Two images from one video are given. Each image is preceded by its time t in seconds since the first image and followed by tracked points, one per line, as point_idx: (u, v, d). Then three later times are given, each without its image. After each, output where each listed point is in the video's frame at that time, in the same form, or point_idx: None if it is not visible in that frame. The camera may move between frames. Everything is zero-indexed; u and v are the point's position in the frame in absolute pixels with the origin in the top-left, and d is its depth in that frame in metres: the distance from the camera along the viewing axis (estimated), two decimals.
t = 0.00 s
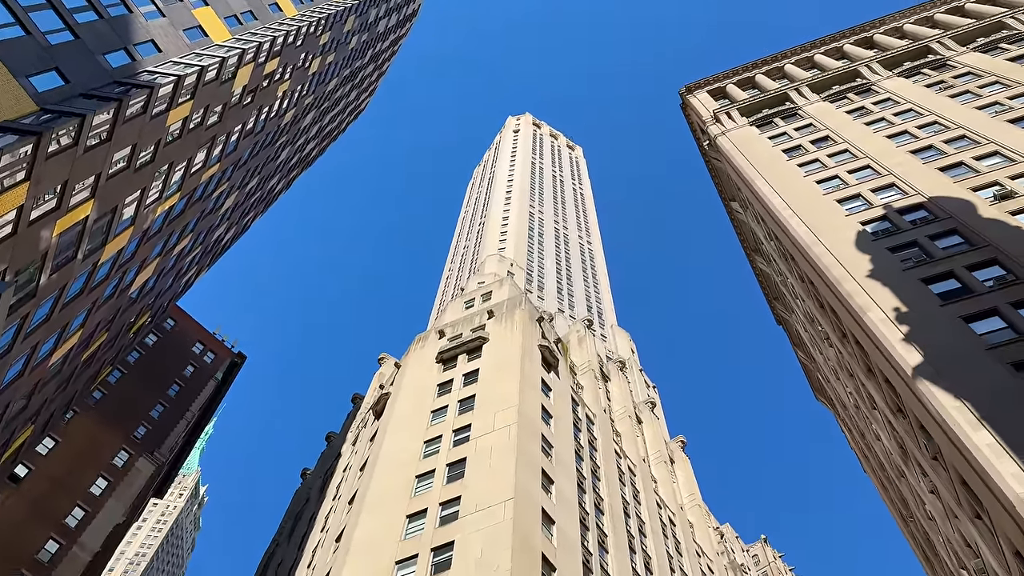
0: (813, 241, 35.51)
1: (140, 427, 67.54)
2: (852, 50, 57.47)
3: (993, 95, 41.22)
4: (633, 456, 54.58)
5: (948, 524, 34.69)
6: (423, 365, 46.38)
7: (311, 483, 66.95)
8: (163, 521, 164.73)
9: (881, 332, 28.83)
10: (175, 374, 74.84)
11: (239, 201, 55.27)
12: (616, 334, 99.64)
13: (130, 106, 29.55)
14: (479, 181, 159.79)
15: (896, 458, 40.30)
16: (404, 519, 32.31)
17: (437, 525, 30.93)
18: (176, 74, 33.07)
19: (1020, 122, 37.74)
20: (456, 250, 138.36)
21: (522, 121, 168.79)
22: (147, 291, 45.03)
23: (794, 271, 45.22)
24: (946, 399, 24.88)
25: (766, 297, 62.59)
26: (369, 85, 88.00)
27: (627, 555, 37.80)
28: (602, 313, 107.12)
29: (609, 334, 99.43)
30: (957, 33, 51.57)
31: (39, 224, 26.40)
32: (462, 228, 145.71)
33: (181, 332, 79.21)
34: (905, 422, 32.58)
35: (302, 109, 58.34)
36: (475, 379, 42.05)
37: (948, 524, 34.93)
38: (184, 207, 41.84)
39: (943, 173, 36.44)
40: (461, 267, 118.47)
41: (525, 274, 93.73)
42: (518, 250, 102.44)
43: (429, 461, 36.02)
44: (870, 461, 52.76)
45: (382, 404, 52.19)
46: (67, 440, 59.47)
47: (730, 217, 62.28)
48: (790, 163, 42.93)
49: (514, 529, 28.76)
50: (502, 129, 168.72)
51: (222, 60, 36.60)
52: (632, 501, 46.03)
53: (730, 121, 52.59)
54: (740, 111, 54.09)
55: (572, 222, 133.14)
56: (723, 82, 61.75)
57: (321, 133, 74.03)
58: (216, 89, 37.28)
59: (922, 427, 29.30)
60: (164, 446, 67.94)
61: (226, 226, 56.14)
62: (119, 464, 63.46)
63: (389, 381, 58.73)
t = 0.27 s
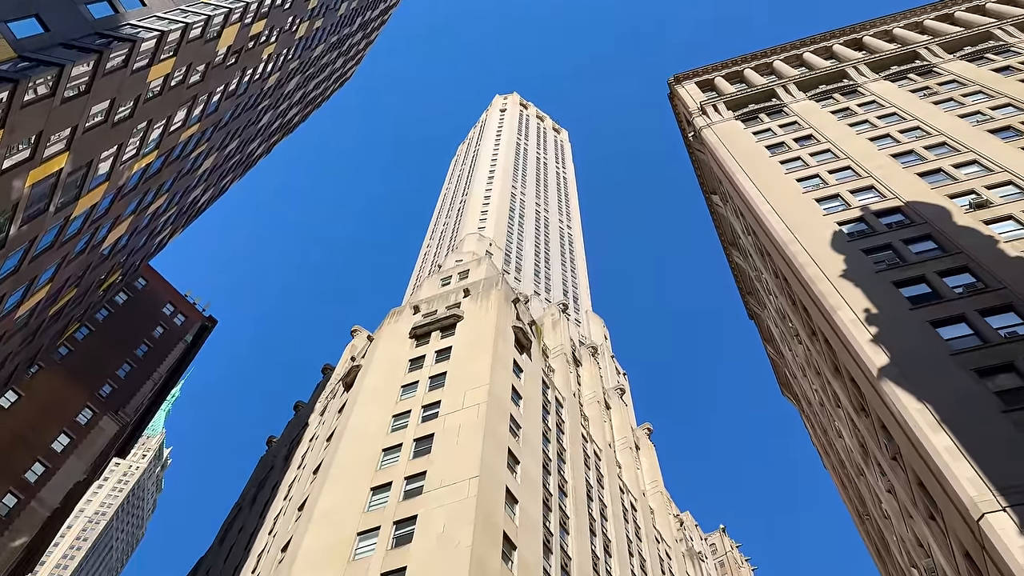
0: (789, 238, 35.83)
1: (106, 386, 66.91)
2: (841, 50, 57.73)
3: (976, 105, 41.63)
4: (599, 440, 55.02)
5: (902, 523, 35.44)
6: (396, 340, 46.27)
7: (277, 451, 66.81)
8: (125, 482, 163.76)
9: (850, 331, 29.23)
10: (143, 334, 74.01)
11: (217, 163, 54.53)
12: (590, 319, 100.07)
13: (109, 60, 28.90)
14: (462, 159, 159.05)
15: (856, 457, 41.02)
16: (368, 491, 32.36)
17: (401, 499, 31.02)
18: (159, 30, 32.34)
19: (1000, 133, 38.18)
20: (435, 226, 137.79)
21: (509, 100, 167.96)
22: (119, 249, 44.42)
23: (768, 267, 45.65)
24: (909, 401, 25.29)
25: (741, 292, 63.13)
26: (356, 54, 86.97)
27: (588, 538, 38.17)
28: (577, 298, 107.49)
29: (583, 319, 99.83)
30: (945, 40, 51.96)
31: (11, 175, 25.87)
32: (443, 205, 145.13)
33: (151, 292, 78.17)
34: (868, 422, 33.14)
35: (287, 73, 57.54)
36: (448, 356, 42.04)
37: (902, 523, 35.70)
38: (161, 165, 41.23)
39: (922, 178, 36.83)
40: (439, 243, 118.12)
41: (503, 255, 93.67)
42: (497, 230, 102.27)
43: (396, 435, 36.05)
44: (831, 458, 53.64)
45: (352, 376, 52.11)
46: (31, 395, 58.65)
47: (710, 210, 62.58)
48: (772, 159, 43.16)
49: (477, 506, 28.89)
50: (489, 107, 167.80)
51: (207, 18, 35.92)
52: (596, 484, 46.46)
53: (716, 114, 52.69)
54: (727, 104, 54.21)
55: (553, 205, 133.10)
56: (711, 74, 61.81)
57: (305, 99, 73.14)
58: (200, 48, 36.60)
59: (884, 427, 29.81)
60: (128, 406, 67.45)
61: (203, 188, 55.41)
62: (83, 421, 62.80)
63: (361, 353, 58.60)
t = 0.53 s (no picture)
0: (769, 220, 36.04)
1: (76, 335, 66.44)
2: (831, 36, 57.67)
3: (961, 97, 41.85)
4: (570, 413, 55.46)
5: (862, 506, 36.20)
6: (372, 304, 46.14)
7: (248, 409, 66.68)
8: (93, 434, 163.01)
9: (823, 316, 29.56)
10: (117, 285, 73.20)
11: (197, 117, 53.64)
12: (567, 292, 100.35)
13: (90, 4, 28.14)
14: (447, 125, 157.78)
15: (821, 440, 41.72)
16: (338, 453, 32.43)
17: (371, 462, 31.14)
18: None
19: (982, 127, 38.46)
20: (417, 192, 136.89)
21: (498, 68, 166.41)
22: (94, 199, 43.78)
23: (747, 249, 45.94)
24: (876, 387, 25.68)
25: (718, 273, 63.53)
26: (344, 13, 85.56)
27: (555, 508, 38.62)
28: (556, 272, 107.65)
29: (561, 293, 100.08)
30: (935, 31, 52.04)
31: None
32: (426, 171, 144.21)
33: (126, 243, 77.07)
34: (834, 406, 33.67)
35: (272, 28, 56.49)
36: (424, 323, 42.02)
37: (862, 506, 36.47)
38: (140, 115, 40.53)
39: (902, 168, 37.08)
40: (420, 210, 117.50)
41: (484, 224, 93.38)
42: (479, 199, 101.81)
43: (369, 399, 36.09)
44: (797, 439, 54.53)
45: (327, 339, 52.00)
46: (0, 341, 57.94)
47: (693, 189, 62.69)
48: (757, 141, 43.22)
49: (446, 473, 29.05)
50: (477, 74, 166.21)
51: None
52: (565, 456, 46.91)
53: (704, 93, 52.58)
54: (715, 84, 54.07)
55: (536, 177, 132.63)
56: (701, 53, 61.57)
57: (290, 56, 71.95)
58: None
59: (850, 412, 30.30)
60: (99, 358, 67.13)
61: (182, 141, 54.54)
62: (52, 370, 62.43)
63: (337, 316, 58.41)
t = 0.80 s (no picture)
0: (752, 188, 36.12)
1: (51, 278, 65.65)
2: (825, 4, 57.22)
3: (949, 72, 41.83)
4: (547, 372, 55.89)
5: (828, 472, 37.03)
6: (353, 257, 45.93)
7: (225, 358, 66.57)
8: (66, 377, 162.23)
9: (800, 285, 29.84)
10: (93, 228, 72.17)
11: (178, 59, 52.49)
12: (549, 253, 100.39)
13: None
14: (434, 79, 155.68)
15: (792, 406, 42.46)
16: (314, 404, 32.52)
17: (347, 414, 31.29)
18: None
19: (968, 102, 38.54)
20: (401, 145, 135.54)
21: (487, 22, 163.86)
22: (71, 139, 42.93)
23: (729, 215, 46.10)
24: (849, 357, 26.05)
25: (700, 239, 63.76)
26: None
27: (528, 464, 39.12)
28: (538, 232, 107.53)
29: (542, 253, 100.10)
30: (928, 3, 51.75)
31: None
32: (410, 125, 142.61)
33: (103, 185, 75.68)
34: (806, 373, 34.20)
35: None
36: (404, 278, 41.92)
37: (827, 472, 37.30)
38: (119, 55, 39.62)
39: (887, 140, 37.17)
40: (404, 164, 116.47)
41: (468, 181, 92.79)
42: (464, 155, 101.02)
43: (347, 351, 36.12)
44: (768, 405, 55.43)
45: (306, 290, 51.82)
46: None
47: (678, 154, 62.55)
48: (744, 107, 43.07)
49: (422, 427, 29.27)
50: (466, 28, 163.61)
51: None
52: (540, 414, 47.40)
53: (694, 56, 52.17)
54: (705, 47, 53.64)
55: (522, 135, 131.62)
56: (693, 15, 60.91)
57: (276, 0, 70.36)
58: None
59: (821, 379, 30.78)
60: (74, 302, 66.46)
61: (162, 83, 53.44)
62: (26, 311, 61.42)
63: (316, 268, 58.13)
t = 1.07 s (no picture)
0: (741, 139, 35.96)
1: (30, 212, 64.68)
2: None
3: (943, 27, 41.47)
4: (529, 320, 56.15)
5: (802, 423, 37.77)
6: (337, 199, 45.52)
7: (207, 298, 66.31)
8: (46, 314, 161.06)
9: (783, 238, 29.96)
10: (72, 163, 70.94)
11: None
12: (534, 201, 99.95)
13: None
14: (423, 20, 152.47)
15: (770, 358, 43.03)
16: (297, 346, 32.56)
17: (330, 356, 31.39)
18: None
19: (960, 59, 38.33)
20: (387, 87, 133.33)
21: None
22: (48, 70, 41.87)
23: (716, 167, 45.99)
24: (828, 311, 26.33)
25: (686, 190, 63.64)
26: None
27: (508, 410, 39.59)
28: (524, 179, 106.82)
29: (528, 201, 99.62)
30: None
31: None
32: (397, 66, 140.08)
33: (83, 119, 74.24)
34: (786, 326, 34.58)
35: None
36: (389, 222, 41.66)
37: (801, 423, 38.03)
38: None
39: (877, 96, 36.99)
40: (390, 106, 114.73)
41: (455, 126, 91.68)
42: (452, 99, 99.61)
43: (329, 294, 36.05)
44: (746, 357, 56.13)
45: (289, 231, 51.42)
46: None
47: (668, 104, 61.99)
48: (736, 57, 42.59)
49: (404, 370, 29.44)
50: None
51: None
52: (522, 361, 47.78)
53: (688, 3, 51.32)
54: None
55: (511, 80, 129.74)
56: None
57: None
58: None
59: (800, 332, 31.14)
60: (53, 237, 65.63)
61: (142, 15, 52.02)
62: (4, 246, 60.68)
63: (300, 210, 57.62)
